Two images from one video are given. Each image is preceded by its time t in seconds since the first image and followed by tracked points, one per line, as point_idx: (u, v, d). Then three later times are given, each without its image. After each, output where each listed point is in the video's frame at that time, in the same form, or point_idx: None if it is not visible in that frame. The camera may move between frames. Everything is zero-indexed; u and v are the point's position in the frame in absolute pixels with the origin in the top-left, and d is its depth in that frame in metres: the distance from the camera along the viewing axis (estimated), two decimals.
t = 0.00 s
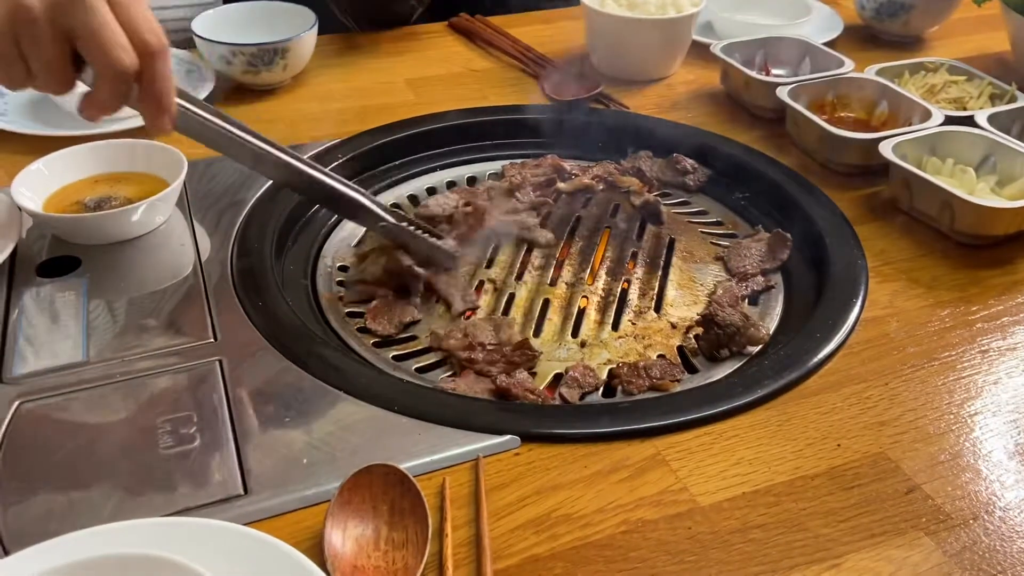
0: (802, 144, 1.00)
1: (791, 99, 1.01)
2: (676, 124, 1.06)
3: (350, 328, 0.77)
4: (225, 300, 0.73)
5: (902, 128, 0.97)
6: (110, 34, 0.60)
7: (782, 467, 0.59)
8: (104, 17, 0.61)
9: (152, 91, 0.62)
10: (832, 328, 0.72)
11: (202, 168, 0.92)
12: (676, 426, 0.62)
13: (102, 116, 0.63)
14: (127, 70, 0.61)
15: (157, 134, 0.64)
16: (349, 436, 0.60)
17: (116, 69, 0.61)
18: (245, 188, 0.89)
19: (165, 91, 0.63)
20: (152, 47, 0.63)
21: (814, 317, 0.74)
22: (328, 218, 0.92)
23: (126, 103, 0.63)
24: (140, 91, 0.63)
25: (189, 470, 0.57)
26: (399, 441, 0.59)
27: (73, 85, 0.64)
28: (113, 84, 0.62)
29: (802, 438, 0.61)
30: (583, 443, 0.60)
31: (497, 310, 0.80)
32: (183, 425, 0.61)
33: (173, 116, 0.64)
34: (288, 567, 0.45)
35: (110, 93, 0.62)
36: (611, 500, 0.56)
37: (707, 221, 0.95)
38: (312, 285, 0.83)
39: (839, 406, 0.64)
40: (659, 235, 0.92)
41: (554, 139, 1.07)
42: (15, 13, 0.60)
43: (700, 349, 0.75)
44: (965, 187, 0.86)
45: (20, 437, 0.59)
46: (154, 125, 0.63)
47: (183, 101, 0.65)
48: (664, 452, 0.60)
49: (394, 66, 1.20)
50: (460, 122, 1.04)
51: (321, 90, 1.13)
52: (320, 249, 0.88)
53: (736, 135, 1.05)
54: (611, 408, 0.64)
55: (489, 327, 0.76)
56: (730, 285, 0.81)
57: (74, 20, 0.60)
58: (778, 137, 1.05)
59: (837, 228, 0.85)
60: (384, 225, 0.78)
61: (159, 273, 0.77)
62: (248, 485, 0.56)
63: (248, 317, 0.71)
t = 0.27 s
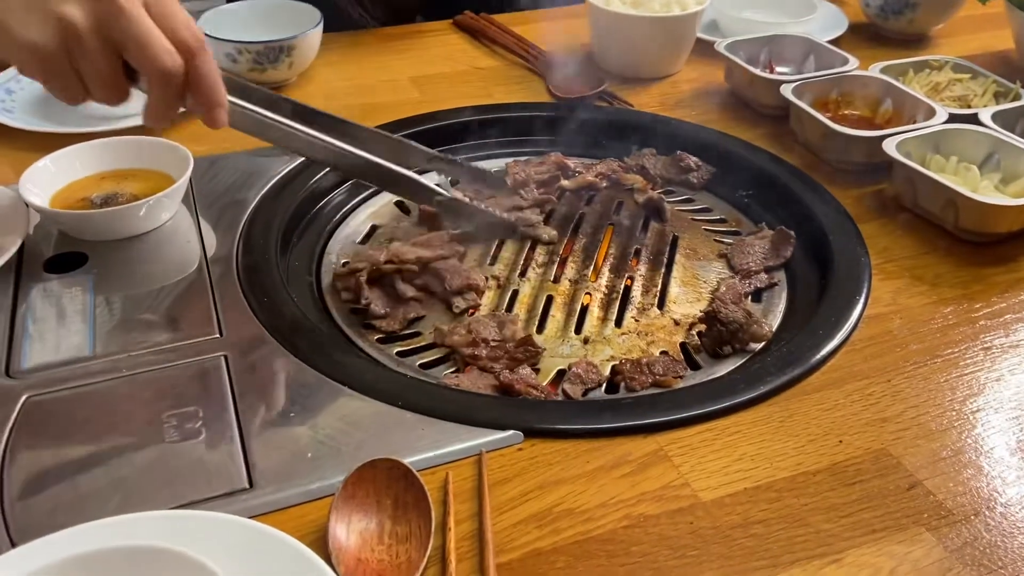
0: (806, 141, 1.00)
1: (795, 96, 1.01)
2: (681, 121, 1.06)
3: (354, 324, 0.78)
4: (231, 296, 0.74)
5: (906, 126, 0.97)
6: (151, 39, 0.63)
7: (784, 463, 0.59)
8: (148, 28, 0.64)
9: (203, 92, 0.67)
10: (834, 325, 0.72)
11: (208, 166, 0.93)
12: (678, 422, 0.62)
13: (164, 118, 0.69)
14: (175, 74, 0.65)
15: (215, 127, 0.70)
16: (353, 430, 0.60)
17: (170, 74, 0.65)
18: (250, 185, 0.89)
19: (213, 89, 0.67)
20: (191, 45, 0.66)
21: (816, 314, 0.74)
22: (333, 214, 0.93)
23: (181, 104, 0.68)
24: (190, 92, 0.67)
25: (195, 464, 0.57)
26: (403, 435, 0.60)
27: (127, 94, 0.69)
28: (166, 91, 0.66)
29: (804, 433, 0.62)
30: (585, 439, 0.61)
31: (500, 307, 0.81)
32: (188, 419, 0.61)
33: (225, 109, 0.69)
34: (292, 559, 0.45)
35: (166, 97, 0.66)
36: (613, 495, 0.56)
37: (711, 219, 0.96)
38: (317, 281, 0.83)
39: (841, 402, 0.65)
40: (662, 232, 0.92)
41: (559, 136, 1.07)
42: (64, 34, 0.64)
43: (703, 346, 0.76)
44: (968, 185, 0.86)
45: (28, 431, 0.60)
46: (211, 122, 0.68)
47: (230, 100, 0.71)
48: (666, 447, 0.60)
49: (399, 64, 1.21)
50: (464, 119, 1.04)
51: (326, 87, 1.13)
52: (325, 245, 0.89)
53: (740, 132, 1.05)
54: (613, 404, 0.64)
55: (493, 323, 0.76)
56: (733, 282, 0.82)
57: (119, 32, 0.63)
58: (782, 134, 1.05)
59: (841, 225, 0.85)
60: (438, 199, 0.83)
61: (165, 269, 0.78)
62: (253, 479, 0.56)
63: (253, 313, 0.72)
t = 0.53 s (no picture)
0: (811, 140, 1.00)
1: (801, 95, 1.01)
2: (685, 119, 1.06)
3: (359, 320, 0.78)
4: (236, 292, 0.74)
5: (912, 124, 0.97)
6: None
7: (787, 460, 0.59)
8: None
9: (181, 53, 0.67)
10: (838, 323, 0.72)
11: (214, 162, 0.93)
12: (682, 420, 0.62)
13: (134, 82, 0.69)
14: (162, 33, 0.66)
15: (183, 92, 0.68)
16: (357, 426, 0.60)
17: (158, 33, 0.65)
18: (256, 181, 0.90)
19: (189, 51, 0.68)
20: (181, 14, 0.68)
21: (820, 313, 0.74)
22: (337, 211, 0.93)
23: (157, 65, 0.68)
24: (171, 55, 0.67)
25: (199, 459, 0.58)
26: (406, 432, 0.60)
27: (113, 53, 0.68)
28: (147, 48, 0.66)
29: (807, 430, 0.62)
30: (589, 436, 0.61)
31: (504, 304, 0.81)
32: (194, 415, 0.61)
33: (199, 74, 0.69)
34: (294, 554, 0.46)
35: (144, 55, 0.66)
36: (616, 492, 0.56)
37: (715, 217, 0.96)
38: (322, 278, 0.83)
39: (845, 400, 0.65)
40: (667, 230, 0.92)
41: (565, 134, 1.08)
42: None
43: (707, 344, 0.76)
44: (973, 184, 0.86)
45: (33, 426, 0.60)
46: (184, 83, 0.67)
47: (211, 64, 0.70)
48: (669, 444, 0.61)
49: (405, 62, 1.21)
50: (469, 117, 1.04)
51: (332, 85, 1.13)
52: (329, 242, 0.89)
53: (745, 131, 1.05)
54: (617, 400, 0.64)
55: (496, 320, 0.76)
56: (737, 280, 0.82)
57: None
58: (787, 133, 1.05)
59: (846, 223, 0.85)
60: (385, 163, 0.85)
61: (170, 265, 0.78)
62: (258, 474, 0.56)
63: (258, 309, 0.72)
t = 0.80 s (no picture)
0: (816, 135, 1.00)
1: (806, 90, 1.01)
2: (690, 115, 1.06)
3: (363, 313, 0.78)
4: (242, 284, 0.75)
5: (917, 119, 0.96)
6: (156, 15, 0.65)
7: (789, 453, 0.59)
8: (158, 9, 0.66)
9: (201, 70, 0.67)
10: (842, 317, 0.72)
11: (220, 157, 0.94)
12: (684, 412, 0.62)
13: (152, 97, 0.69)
14: (178, 49, 0.66)
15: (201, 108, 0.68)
16: (361, 416, 0.61)
17: (174, 49, 0.66)
18: (261, 175, 0.90)
19: (206, 66, 0.68)
20: (197, 28, 0.69)
21: (824, 307, 0.74)
22: (342, 206, 0.93)
23: (175, 80, 0.69)
24: (190, 71, 0.68)
25: (205, 448, 0.58)
26: (410, 423, 0.60)
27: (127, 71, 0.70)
28: (166, 64, 0.67)
29: (809, 424, 0.62)
30: (592, 428, 0.61)
31: (508, 298, 0.81)
32: (199, 405, 0.62)
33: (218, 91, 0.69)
34: (297, 539, 0.46)
35: (163, 71, 0.67)
36: (618, 483, 0.57)
37: (719, 212, 0.96)
38: (327, 271, 0.84)
39: (847, 393, 0.65)
40: (671, 225, 0.92)
41: (569, 129, 1.08)
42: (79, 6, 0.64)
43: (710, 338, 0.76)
44: (979, 179, 0.86)
45: (41, 415, 0.60)
46: (201, 99, 0.68)
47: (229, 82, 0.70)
48: (672, 436, 0.61)
49: (411, 57, 1.21)
50: (474, 112, 1.05)
51: (338, 80, 1.14)
52: (334, 236, 0.89)
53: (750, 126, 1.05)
54: (620, 392, 0.65)
55: (500, 313, 0.76)
56: (741, 274, 0.82)
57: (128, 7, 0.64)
58: (792, 128, 1.05)
59: (850, 218, 0.85)
60: (414, 186, 0.82)
61: (177, 258, 0.78)
62: (262, 463, 0.57)
63: (264, 301, 0.72)
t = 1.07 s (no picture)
0: (819, 133, 1.00)
1: (808, 87, 1.01)
2: (692, 112, 1.06)
3: (362, 308, 0.79)
4: (242, 279, 0.75)
5: (920, 117, 0.96)
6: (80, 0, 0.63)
7: (787, 449, 0.59)
8: None
9: (128, 61, 0.65)
10: (842, 314, 0.72)
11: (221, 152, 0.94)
12: (682, 408, 0.62)
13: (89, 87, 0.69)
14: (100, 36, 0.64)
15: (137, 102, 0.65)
16: (358, 411, 0.61)
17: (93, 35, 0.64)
18: (262, 171, 0.90)
19: (140, 61, 0.65)
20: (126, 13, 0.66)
21: (824, 304, 0.74)
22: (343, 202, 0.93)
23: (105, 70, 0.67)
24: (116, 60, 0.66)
25: (202, 441, 0.58)
26: (407, 418, 0.60)
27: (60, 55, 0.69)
28: (87, 50, 0.65)
29: (807, 421, 0.61)
30: (589, 424, 0.61)
31: (507, 293, 0.81)
32: (197, 399, 0.62)
33: (153, 85, 0.65)
34: (291, 530, 0.46)
35: (86, 59, 0.66)
36: (615, 479, 0.57)
37: (721, 209, 0.95)
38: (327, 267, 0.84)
39: (846, 390, 0.64)
40: (671, 222, 0.92)
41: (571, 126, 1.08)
42: None
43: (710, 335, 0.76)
44: (981, 176, 0.85)
45: (39, 408, 0.61)
46: (133, 93, 0.65)
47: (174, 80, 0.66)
48: (669, 432, 0.61)
49: (414, 53, 1.21)
50: (476, 109, 1.05)
51: (340, 76, 1.14)
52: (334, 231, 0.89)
53: (753, 123, 1.05)
54: (617, 388, 0.64)
55: (499, 309, 0.76)
56: (741, 271, 0.81)
57: None
58: (795, 126, 1.04)
59: (851, 216, 0.85)
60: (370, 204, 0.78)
61: (177, 252, 0.79)
62: (259, 457, 0.57)
63: (262, 296, 0.73)
